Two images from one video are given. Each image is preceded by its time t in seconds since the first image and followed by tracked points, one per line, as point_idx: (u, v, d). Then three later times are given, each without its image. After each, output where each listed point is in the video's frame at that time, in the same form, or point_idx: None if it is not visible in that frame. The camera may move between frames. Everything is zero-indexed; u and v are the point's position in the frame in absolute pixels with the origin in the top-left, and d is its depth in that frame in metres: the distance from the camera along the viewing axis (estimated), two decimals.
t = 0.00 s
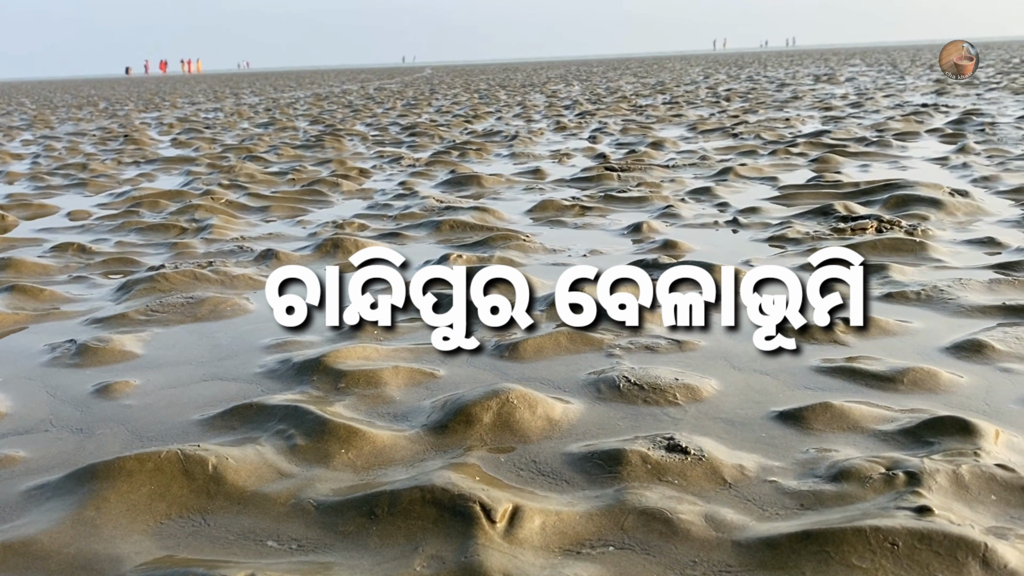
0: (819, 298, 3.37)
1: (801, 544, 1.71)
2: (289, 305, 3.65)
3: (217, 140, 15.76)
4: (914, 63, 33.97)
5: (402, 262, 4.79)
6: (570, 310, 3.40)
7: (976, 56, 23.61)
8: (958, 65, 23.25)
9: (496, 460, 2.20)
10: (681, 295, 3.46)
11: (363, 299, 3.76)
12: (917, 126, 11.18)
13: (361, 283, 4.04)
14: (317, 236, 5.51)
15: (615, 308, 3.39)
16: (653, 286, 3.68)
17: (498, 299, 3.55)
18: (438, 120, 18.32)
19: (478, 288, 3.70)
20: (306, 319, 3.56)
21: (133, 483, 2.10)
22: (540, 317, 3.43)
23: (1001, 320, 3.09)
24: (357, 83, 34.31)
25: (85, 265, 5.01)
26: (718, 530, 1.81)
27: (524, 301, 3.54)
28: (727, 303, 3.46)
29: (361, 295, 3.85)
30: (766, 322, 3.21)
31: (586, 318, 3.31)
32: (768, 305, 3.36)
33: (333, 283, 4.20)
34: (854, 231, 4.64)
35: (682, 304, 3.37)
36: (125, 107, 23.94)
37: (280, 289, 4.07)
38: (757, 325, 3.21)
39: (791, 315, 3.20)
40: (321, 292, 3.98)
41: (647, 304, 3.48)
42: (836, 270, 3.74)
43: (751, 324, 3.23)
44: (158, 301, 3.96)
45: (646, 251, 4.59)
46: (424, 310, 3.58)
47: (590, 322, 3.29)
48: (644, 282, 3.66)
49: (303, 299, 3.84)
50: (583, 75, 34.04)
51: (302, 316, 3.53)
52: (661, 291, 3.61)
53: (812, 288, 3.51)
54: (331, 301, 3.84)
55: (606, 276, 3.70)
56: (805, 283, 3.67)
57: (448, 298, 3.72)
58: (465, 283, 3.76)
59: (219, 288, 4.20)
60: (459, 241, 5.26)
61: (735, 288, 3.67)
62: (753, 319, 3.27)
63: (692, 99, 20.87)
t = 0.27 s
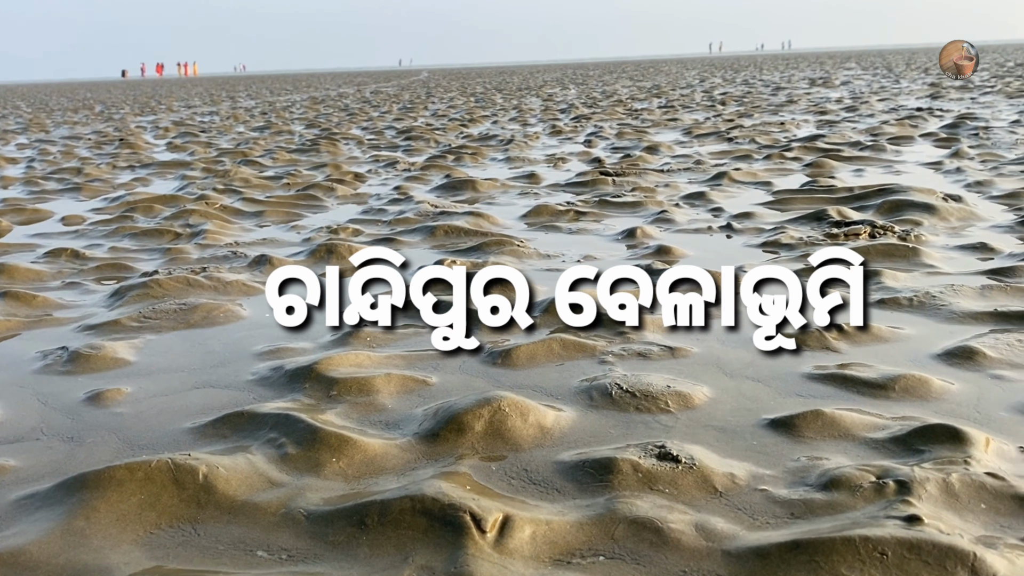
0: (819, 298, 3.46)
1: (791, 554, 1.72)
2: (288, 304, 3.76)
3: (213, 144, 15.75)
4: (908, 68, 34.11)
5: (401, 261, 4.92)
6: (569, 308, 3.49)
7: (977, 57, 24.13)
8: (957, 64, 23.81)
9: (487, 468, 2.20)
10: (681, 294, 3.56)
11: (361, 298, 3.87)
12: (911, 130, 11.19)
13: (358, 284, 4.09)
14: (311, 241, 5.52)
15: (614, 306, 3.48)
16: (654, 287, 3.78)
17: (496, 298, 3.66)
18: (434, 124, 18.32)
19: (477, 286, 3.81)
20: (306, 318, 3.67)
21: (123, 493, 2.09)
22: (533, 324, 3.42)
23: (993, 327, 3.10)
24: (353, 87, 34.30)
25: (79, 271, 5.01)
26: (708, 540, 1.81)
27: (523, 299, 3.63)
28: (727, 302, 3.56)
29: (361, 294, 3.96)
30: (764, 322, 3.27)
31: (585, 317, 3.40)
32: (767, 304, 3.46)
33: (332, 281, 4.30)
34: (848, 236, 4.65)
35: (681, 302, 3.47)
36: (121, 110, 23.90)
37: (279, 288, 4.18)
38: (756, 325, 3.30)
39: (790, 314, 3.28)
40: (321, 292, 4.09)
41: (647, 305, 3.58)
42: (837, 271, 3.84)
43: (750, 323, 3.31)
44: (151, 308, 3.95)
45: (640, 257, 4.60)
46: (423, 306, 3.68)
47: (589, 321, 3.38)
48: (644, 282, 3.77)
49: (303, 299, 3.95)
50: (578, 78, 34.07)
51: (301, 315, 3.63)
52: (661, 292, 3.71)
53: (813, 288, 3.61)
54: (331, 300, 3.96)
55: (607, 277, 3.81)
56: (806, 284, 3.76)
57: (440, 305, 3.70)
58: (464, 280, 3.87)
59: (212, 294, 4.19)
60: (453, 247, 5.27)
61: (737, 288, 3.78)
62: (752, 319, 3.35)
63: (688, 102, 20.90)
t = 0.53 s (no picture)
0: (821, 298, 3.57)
1: (776, 568, 1.72)
2: (288, 304, 3.90)
3: (207, 149, 15.73)
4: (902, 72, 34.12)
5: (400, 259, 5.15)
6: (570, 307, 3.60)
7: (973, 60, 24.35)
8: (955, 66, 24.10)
9: (474, 480, 2.20)
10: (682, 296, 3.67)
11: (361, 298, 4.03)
12: (904, 136, 11.22)
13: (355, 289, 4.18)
14: (303, 249, 5.52)
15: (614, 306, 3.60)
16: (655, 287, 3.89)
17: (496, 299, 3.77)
18: (428, 129, 18.33)
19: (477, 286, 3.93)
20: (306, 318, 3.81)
21: (108, 506, 2.08)
22: (523, 334, 3.41)
23: (981, 336, 3.10)
24: (347, 92, 34.27)
25: (69, 279, 5.00)
26: (694, 554, 1.81)
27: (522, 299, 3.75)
28: (728, 302, 3.65)
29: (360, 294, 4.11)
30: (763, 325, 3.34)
31: (586, 313, 3.49)
32: (768, 305, 3.56)
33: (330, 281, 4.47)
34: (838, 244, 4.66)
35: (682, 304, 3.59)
36: (115, 115, 23.87)
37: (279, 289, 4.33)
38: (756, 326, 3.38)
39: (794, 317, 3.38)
40: (320, 294, 4.20)
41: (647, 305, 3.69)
42: (838, 273, 3.95)
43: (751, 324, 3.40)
44: (141, 316, 3.94)
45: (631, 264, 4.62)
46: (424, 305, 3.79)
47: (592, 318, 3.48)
48: (645, 282, 3.88)
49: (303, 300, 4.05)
50: (573, 82, 34.13)
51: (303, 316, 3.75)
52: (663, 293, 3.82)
53: (813, 290, 3.72)
54: (330, 301, 4.10)
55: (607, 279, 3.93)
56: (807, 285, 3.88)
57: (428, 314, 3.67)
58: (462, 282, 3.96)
59: (203, 302, 4.18)
60: (446, 254, 5.27)
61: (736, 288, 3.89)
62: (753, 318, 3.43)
63: (682, 107, 20.95)
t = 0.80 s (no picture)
0: (821, 299, 3.68)
1: None
2: (288, 304, 4.06)
3: (200, 155, 15.72)
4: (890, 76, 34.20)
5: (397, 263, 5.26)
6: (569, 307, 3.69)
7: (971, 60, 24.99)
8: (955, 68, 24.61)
9: (461, 494, 2.20)
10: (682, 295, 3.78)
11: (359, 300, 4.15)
12: (896, 142, 11.25)
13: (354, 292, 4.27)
14: (295, 257, 5.52)
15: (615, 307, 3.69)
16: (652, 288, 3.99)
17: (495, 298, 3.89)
18: (422, 135, 18.34)
19: (475, 286, 4.06)
20: (305, 318, 3.96)
21: (92, 521, 2.08)
22: (513, 343, 3.41)
23: (969, 346, 3.11)
24: (341, 96, 34.25)
25: (59, 288, 4.98)
26: (678, 569, 1.81)
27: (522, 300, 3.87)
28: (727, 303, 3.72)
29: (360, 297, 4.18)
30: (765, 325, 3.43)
31: (586, 313, 3.58)
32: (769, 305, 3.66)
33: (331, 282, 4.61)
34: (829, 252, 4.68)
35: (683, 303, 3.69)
36: (109, 120, 23.84)
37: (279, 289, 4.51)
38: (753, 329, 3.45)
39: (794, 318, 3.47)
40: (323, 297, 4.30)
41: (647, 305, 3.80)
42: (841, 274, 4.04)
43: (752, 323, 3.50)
44: (130, 326, 3.93)
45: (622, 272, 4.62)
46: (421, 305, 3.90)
47: (592, 315, 3.57)
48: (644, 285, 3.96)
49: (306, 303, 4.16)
50: (567, 87, 34.18)
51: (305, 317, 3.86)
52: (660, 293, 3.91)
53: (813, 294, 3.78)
54: (330, 302, 4.26)
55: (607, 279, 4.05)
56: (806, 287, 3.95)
57: (418, 323, 3.67)
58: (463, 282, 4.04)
59: (192, 312, 4.17)
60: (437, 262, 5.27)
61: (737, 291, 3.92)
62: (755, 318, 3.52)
63: (675, 113, 20.98)
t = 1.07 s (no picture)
0: (817, 306, 3.78)
1: None
2: (288, 304, 4.21)
3: (193, 161, 15.69)
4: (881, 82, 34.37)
5: (396, 265, 5.41)
6: (571, 311, 3.87)
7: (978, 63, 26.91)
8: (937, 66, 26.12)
9: (446, 510, 2.19)
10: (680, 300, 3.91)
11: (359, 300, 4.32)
12: (887, 148, 11.30)
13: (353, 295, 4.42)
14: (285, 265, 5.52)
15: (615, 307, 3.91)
16: (651, 288, 4.19)
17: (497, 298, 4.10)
18: (416, 140, 18.34)
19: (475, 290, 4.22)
20: (305, 318, 4.12)
21: (75, 539, 2.07)
22: (502, 355, 3.41)
23: (957, 358, 3.11)
24: (335, 100, 34.24)
25: (48, 298, 4.97)
26: None
27: (523, 300, 4.06)
28: (728, 308, 3.93)
29: (360, 298, 4.33)
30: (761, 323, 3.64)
31: (586, 317, 3.77)
32: (767, 303, 3.88)
33: (331, 282, 4.77)
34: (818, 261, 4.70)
35: (681, 304, 3.88)
36: (103, 126, 23.80)
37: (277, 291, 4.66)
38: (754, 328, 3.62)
39: (787, 319, 3.64)
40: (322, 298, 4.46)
41: (643, 317, 3.82)
42: (835, 271, 4.27)
43: (750, 319, 3.72)
44: (118, 338, 3.92)
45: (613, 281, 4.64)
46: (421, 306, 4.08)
47: (592, 319, 3.76)
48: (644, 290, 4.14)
49: (303, 302, 4.35)
50: (562, 92, 34.19)
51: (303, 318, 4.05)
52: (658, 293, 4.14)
53: (813, 295, 3.96)
54: (330, 304, 4.37)
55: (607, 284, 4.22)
56: (807, 288, 4.12)
57: (407, 334, 3.66)
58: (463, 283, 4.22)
59: (181, 322, 4.16)
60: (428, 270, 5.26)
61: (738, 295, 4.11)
62: (750, 316, 3.75)
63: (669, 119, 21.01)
